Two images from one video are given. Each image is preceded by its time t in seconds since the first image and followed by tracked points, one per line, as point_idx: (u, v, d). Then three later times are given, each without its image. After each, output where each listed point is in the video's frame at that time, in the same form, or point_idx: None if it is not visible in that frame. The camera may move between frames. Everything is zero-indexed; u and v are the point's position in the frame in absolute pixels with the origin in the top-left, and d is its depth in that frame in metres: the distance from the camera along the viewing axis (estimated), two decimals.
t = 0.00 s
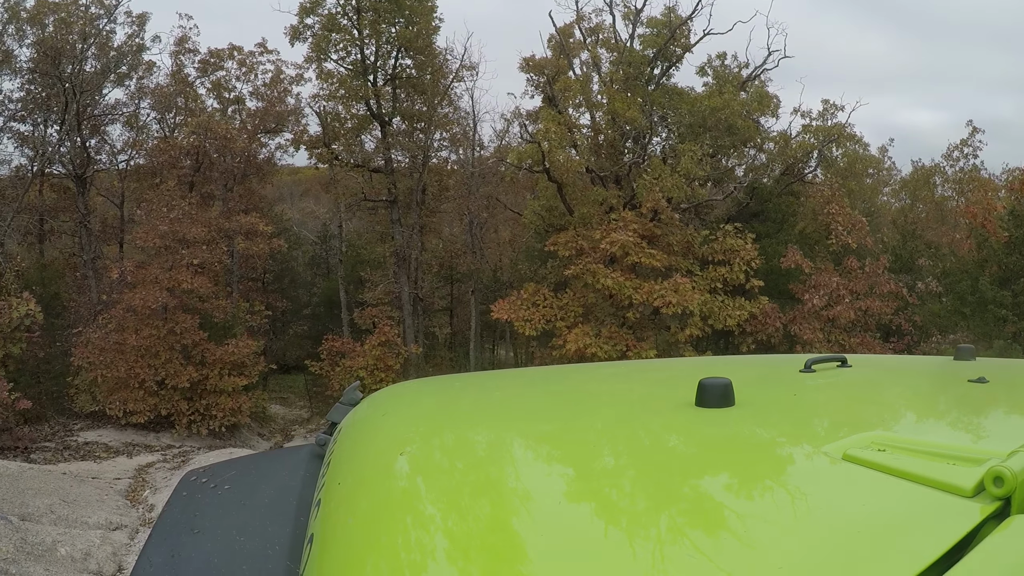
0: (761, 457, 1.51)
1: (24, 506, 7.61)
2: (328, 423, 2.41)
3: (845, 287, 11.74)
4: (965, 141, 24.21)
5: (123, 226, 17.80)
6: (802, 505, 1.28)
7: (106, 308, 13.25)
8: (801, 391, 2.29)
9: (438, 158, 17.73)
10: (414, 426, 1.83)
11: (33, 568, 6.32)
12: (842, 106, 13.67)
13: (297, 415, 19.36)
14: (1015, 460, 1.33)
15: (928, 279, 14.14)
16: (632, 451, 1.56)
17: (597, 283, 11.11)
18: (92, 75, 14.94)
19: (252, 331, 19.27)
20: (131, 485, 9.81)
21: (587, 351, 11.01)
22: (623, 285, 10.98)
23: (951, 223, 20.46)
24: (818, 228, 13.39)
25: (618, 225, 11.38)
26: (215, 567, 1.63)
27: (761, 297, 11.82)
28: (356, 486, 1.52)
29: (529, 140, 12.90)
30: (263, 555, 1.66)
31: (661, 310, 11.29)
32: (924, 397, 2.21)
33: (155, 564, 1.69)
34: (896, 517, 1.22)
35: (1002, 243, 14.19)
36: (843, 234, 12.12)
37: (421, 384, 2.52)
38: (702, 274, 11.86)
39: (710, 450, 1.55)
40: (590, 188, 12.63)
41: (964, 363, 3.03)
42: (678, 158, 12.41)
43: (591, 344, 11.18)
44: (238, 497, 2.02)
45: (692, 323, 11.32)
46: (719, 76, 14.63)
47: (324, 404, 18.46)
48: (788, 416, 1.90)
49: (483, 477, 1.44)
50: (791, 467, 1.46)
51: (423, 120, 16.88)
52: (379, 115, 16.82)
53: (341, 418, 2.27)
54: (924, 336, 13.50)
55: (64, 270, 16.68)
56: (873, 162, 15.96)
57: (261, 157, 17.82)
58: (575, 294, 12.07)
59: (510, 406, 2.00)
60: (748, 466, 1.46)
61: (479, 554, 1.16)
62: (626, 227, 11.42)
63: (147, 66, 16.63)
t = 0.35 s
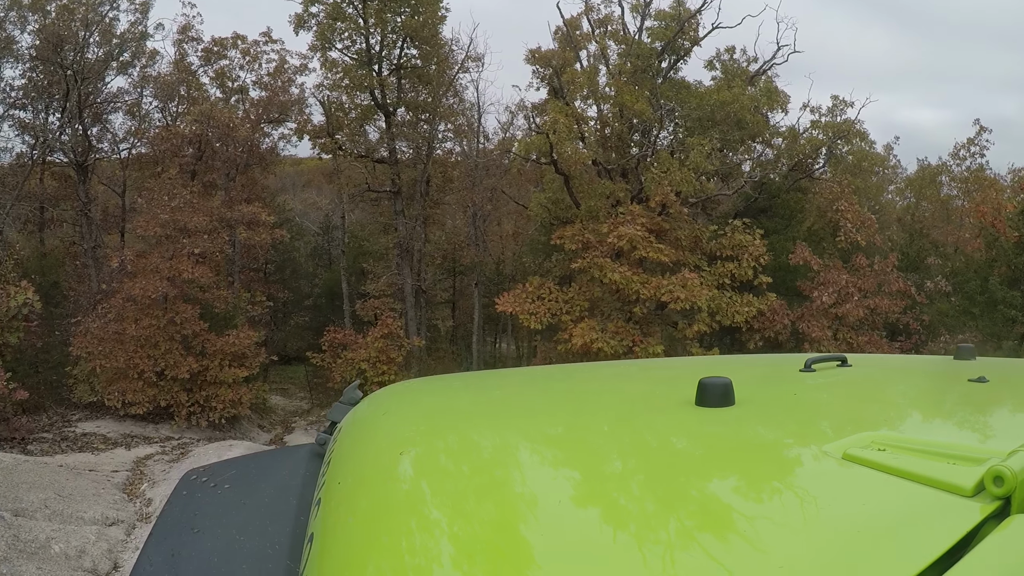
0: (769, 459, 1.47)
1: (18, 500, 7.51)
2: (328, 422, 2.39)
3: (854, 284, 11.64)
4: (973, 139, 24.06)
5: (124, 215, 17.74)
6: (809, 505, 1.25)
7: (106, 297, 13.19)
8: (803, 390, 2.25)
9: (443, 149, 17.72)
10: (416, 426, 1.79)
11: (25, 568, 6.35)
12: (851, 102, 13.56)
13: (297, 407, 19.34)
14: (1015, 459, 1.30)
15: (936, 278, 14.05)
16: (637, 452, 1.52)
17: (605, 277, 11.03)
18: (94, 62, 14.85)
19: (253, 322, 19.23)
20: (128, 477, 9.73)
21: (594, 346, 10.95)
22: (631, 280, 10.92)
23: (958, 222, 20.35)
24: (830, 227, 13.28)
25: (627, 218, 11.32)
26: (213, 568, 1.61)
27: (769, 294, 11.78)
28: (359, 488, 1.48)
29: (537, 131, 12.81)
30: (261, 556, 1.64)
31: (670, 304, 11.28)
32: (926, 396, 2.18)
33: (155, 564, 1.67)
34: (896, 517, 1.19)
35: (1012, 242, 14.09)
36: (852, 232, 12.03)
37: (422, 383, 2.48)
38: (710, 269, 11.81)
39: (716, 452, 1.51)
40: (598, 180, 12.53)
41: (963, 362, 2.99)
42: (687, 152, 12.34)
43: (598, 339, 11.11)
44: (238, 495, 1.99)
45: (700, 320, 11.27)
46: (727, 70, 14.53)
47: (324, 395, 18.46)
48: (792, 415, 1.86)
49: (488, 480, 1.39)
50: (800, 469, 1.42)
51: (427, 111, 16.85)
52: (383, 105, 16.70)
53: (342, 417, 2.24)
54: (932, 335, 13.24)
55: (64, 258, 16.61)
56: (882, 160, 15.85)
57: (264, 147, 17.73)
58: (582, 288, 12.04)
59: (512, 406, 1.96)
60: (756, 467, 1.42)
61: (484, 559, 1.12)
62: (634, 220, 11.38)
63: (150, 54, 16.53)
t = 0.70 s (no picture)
0: (776, 459, 1.43)
1: (10, 493, 7.45)
2: (330, 419, 2.36)
3: (862, 283, 11.65)
4: (981, 139, 23.92)
5: (125, 202, 17.70)
6: (815, 504, 1.22)
7: (106, 284, 13.17)
8: (804, 389, 2.22)
9: (448, 140, 17.65)
10: (419, 426, 1.75)
11: (15, 565, 6.15)
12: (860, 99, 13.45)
13: (297, 397, 19.35)
14: (1017, 457, 1.28)
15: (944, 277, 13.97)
16: (643, 452, 1.49)
17: (612, 271, 10.99)
18: (97, 48, 14.78)
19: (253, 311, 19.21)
20: (125, 468, 9.67)
21: (599, 340, 10.94)
22: (638, 274, 10.91)
23: (964, 222, 20.26)
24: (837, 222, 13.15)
25: (635, 211, 11.28)
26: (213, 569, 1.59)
27: (777, 290, 11.80)
28: (362, 490, 1.44)
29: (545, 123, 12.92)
30: (262, 555, 1.64)
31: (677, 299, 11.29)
32: (928, 394, 2.15)
33: (156, 563, 1.66)
34: (897, 516, 1.16)
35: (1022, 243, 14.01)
36: (861, 229, 12.08)
37: (423, 382, 2.44)
38: (717, 265, 11.85)
39: (722, 452, 1.47)
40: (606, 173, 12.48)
41: (964, 361, 2.96)
42: (696, 146, 12.27)
43: (603, 333, 11.09)
44: (239, 493, 1.97)
45: (706, 316, 11.31)
46: (736, 64, 14.43)
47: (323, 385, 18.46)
48: (796, 414, 1.83)
49: (495, 482, 1.35)
50: (809, 469, 1.38)
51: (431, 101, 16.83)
52: (388, 94, 16.57)
53: (343, 416, 2.21)
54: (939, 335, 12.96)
55: (65, 244, 16.57)
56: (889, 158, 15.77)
57: (267, 135, 17.65)
58: (587, 281, 12.02)
59: (516, 406, 1.92)
60: (764, 467, 1.38)
61: (492, 567, 1.08)
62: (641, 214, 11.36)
63: (153, 41, 16.44)
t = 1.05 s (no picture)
0: (780, 461, 1.40)
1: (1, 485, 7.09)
2: (330, 420, 2.33)
3: (870, 282, 11.62)
4: (987, 140, 23.80)
5: (126, 189, 17.62)
6: (819, 507, 1.20)
7: (105, 273, 13.11)
8: (805, 389, 2.19)
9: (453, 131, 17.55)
10: (419, 428, 1.71)
11: (5, 562, 5.95)
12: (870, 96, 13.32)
13: (296, 388, 19.34)
14: (1017, 457, 1.25)
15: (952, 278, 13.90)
16: (646, 455, 1.45)
17: (618, 265, 10.94)
18: (100, 34, 14.68)
19: (253, 301, 19.19)
20: (121, 460, 9.39)
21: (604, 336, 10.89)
22: (645, 269, 10.86)
23: (968, 223, 20.20)
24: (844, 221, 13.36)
25: (642, 206, 11.21)
26: (214, 570, 1.57)
27: (783, 289, 11.75)
28: (364, 496, 1.40)
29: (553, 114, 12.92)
30: (262, 555, 1.61)
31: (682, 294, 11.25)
32: (929, 393, 2.12)
33: (156, 563, 1.64)
34: (899, 517, 1.14)
35: None
36: (870, 229, 12.00)
37: (423, 383, 2.41)
38: (724, 261, 11.81)
39: (727, 455, 1.44)
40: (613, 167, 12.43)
41: (965, 361, 2.93)
42: (704, 140, 12.20)
43: (608, 329, 11.04)
44: (239, 493, 1.95)
45: (712, 313, 11.30)
46: (744, 59, 14.33)
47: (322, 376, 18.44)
48: (799, 414, 1.80)
49: (500, 487, 1.31)
50: (815, 471, 1.35)
51: (436, 91, 16.68)
52: (393, 84, 16.43)
53: (342, 417, 2.17)
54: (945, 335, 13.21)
55: (65, 231, 16.51)
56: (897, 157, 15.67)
57: (269, 124, 17.57)
58: (592, 276, 12.07)
59: (517, 407, 1.89)
60: (769, 470, 1.35)
61: None
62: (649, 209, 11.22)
63: (156, 28, 16.34)
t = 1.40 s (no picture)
0: (785, 460, 1.37)
1: None
2: (331, 418, 2.29)
3: (875, 281, 11.65)
4: (990, 139, 23.73)
5: (125, 181, 17.55)
6: (823, 505, 1.17)
7: (104, 265, 13.05)
8: (806, 387, 2.17)
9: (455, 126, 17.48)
10: (418, 428, 1.68)
11: None
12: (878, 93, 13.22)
13: (296, 382, 19.35)
14: (1017, 457, 1.23)
15: (958, 277, 13.83)
16: (650, 456, 1.42)
17: (623, 262, 10.96)
18: (100, 25, 14.60)
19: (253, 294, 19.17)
20: (117, 456, 9.09)
21: (608, 333, 10.89)
22: (649, 266, 10.85)
23: (971, 223, 20.16)
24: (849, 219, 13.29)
25: (647, 202, 11.17)
26: (214, 569, 1.54)
27: (788, 287, 11.72)
28: (364, 498, 1.36)
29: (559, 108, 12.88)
30: (263, 553, 1.59)
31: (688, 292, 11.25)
32: (931, 391, 2.10)
33: (157, 561, 1.62)
34: (902, 517, 1.12)
35: None
36: (876, 228, 12.04)
37: (423, 381, 2.38)
38: (729, 258, 11.78)
39: (732, 455, 1.41)
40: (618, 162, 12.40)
41: (965, 359, 2.91)
42: (711, 136, 12.18)
43: (612, 326, 11.02)
44: (240, 492, 1.92)
45: (717, 310, 11.30)
46: (749, 55, 14.24)
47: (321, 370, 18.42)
48: (802, 413, 1.77)
49: (504, 490, 1.28)
50: (820, 470, 1.32)
51: (439, 85, 16.60)
52: (395, 77, 16.28)
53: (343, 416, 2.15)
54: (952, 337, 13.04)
55: (64, 223, 16.44)
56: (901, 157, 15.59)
57: (270, 117, 17.51)
58: (597, 273, 12.03)
59: (520, 407, 1.85)
60: (774, 470, 1.32)
61: None
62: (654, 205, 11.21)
63: (157, 19, 16.25)
